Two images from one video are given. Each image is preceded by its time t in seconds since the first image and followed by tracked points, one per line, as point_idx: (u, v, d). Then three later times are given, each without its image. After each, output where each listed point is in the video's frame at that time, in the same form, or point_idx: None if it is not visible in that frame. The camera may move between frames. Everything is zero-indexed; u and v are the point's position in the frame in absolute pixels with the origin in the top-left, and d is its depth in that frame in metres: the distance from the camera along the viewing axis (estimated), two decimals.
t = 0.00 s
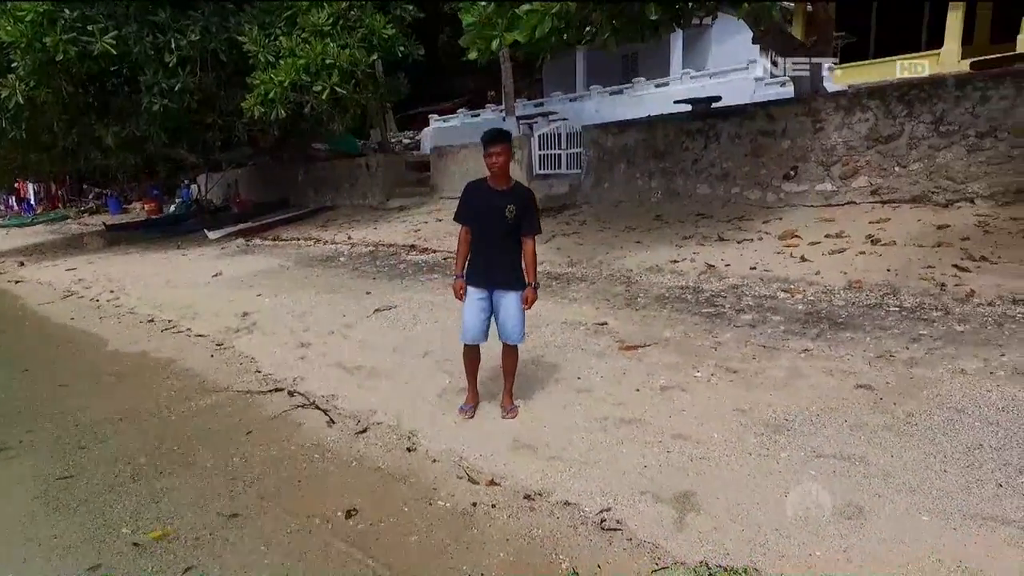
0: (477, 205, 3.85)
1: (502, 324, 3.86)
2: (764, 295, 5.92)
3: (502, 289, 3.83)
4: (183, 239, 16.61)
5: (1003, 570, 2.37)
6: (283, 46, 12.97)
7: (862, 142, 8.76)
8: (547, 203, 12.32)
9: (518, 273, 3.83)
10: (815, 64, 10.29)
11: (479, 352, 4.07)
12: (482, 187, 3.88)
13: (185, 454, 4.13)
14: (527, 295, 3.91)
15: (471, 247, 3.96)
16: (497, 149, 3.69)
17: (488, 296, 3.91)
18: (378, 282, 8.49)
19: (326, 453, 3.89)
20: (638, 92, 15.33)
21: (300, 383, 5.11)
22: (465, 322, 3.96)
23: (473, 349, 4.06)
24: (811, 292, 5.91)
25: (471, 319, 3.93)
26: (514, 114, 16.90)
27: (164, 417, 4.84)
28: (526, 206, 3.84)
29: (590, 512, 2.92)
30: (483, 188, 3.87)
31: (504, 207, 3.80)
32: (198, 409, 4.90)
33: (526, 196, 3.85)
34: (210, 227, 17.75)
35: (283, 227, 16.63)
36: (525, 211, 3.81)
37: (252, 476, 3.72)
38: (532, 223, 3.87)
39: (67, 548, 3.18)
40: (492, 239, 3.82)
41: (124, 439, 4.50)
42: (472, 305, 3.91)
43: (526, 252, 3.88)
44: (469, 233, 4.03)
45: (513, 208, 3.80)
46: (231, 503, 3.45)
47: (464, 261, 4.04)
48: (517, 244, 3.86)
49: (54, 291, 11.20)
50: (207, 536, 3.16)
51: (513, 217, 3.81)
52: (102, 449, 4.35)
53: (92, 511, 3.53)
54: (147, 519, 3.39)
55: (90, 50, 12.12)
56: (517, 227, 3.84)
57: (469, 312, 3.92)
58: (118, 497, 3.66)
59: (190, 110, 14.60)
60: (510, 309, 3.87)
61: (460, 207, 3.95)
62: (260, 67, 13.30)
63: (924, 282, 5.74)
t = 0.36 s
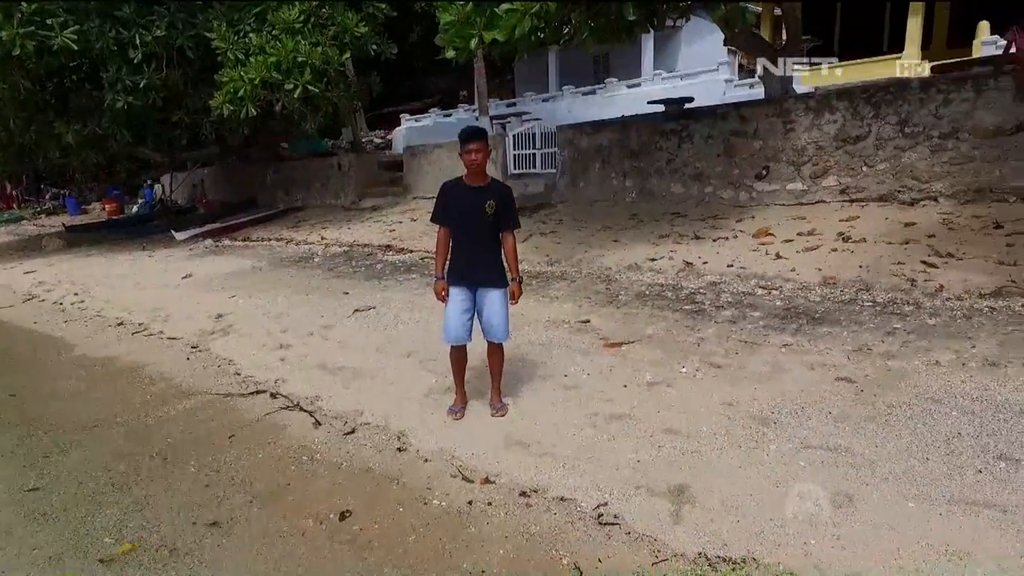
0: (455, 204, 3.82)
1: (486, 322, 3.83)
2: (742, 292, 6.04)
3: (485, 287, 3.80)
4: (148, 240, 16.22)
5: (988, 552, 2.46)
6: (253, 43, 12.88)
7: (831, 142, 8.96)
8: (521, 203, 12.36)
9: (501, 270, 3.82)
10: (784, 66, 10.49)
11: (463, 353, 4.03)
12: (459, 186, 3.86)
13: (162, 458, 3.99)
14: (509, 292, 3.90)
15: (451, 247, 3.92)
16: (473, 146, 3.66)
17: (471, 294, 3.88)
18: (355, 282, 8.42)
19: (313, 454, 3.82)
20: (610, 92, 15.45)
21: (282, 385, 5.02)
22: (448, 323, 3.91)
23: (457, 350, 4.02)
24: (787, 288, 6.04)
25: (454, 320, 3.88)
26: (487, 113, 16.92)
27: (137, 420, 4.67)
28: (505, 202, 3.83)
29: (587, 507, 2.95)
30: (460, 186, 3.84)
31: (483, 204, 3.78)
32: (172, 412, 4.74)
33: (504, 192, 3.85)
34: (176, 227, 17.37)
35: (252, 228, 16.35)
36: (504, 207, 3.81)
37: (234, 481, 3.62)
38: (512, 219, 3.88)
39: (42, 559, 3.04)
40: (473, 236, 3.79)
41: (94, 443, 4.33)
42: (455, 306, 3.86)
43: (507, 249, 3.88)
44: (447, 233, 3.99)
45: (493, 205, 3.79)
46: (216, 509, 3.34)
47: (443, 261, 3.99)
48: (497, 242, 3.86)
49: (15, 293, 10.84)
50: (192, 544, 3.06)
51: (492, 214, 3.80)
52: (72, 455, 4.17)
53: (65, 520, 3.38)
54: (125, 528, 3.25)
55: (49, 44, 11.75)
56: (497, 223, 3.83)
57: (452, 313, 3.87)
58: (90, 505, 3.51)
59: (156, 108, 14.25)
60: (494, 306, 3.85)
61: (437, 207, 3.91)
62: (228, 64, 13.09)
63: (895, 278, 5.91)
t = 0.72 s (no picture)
0: (433, 202, 3.80)
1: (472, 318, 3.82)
2: (721, 288, 6.14)
3: (469, 283, 3.80)
4: (112, 241, 15.79)
5: (972, 532, 2.55)
6: (222, 39, 12.72)
7: (801, 142, 9.14)
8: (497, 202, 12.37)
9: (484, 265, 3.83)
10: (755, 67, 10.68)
11: (449, 351, 4.02)
12: (434, 184, 3.83)
13: (141, 463, 3.87)
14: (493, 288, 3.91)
15: (430, 247, 3.89)
16: (450, 143, 3.65)
17: (455, 292, 3.87)
18: (332, 282, 8.31)
19: (301, 453, 3.77)
20: (582, 92, 15.55)
21: (265, 385, 4.93)
22: (432, 322, 3.88)
23: (442, 349, 4.01)
24: (764, 284, 6.16)
25: (438, 319, 3.86)
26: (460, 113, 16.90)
27: (112, 424, 4.52)
28: (483, 198, 3.85)
29: (584, 499, 2.97)
30: (436, 184, 3.82)
31: (463, 200, 3.78)
32: (148, 415, 4.60)
33: (482, 188, 3.86)
34: (142, 228, 16.96)
35: (221, 228, 16.05)
36: (483, 202, 3.82)
37: (220, 482, 3.54)
38: (491, 213, 3.89)
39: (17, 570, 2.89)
40: (455, 234, 3.78)
41: (67, 449, 4.17)
42: (439, 304, 3.84)
43: (487, 244, 3.89)
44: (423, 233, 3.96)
45: (473, 201, 3.80)
46: (202, 512, 3.26)
47: (422, 261, 3.96)
48: (478, 237, 3.86)
49: None
50: (181, 547, 2.99)
51: (472, 209, 3.80)
52: (43, 462, 4.00)
53: (40, 530, 3.23)
54: (106, 535, 3.13)
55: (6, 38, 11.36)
56: (477, 219, 3.84)
57: (437, 312, 3.85)
58: (66, 512, 3.37)
59: (119, 105, 13.89)
60: (479, 302, 3.84)
61: (413, 207, 3.87)
62: (196, 61, 12.86)
63: (867, 273, 6.07)
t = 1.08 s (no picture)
0: (434, 196, 3.81)
1: (475, 312, 3.83)
2: (706, 285, 6.23)
3: (472, 276, 3.80)
4: (85, 242, 15.47)
5: (964, 517, 2.61)
6: (198, 36, 12.52)
7: (779, 142, 9.27)
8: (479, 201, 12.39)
9: (486, 260, 3.85)
10: (733, 68, 10.81)
11: (447, 347, 4.02)
12: (435, 178, 3.85)
13: (130, 466, 3.79)
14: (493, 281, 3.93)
15: (430, 242, 3.88)
16: (453, 136, 3.67)
17: (455, 287, 3.87)
18: (316, 281, 8.26)
19: (296, 452, 3.73)
20: (562, 92, 15.64)
21: (254, 385, 4.87)
22: (433, 317, 3.86)
23: (441, 344, 3.99)
24: (749, 280, 6.25)
25: (440, 313, 3.85)
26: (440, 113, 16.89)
27: (97, 427, 4.42)
28: (484, 192, 3.88)
29: (585, 493, 2.99)
30: (437, 178, 3.83)
31: (465, 194, 3.81)
32: (133, 417, 4.51)
33: (482, 183, 3.89)
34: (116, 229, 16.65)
35: (198, 228, 15.83)
36: (484, 196, 3.85)
37: (214, 483, 3.48)
38: (491, 208, 3.92)
39: None
40: (457, 228, 3.80)
41: (51, 454, 4.06)
42: (441, 298, 3.83)
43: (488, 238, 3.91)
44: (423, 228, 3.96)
45: (474, 195, 3.83)
46: (197, 513, 3.21)
47: (421, 257, 3.95)
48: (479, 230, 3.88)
49: None
50: (178, 550, 2.93)
51: (473, 203, 3.83)
52: (26, 468, 3.89)
53: (27, 539, 3.14)
54: (98, 542, 3.06)
55: None
56: (478, 213, 3.86)
57: (438, 306, 3.83)
58: (54, 521, 3.27)
59: (91, 102, 13.60)
60: (480, 295, 3.85)
61: (414, 202, 3.87)
62: (171, 58, 12.65)
63: (847, 269, 6.20)
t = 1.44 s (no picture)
0: (440, 199, 3.83)
1: (477, 315, 3.86)
2: (695, 284, 6.31)
3: (476, 279, 3.83)
4: (63, 244, 15.22)
5: (957, 508, 2.63)
6: (179, 35, 12.35)
7: (763, 143, 9.37)
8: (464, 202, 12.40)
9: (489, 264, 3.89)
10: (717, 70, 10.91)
11: (446, 350, 4.03)
12: (440, 180, 3.86)
13: (123, 472, 3.73)
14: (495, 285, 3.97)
15: (433, 244, 3.90)
16: (461, 139, 3.70)
17: (457, 290, 3.89)
18: (303, 283, 8.21)
19: (292, 456, 3.70)
20: (546, 93, 15.70)
21: (246, 389, 4.83)
22: (436, 319, 3.88)
23: (441, 347, 4.00)
24: (737, 280, 6.33)
25: (443, 316, 3.86)
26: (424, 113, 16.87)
27: (87, 432, 4.36)
28: (488, 196, 3.92)
29: (585, 491, 3.01)
30: (442, 180, 3.85)
31: (470, 198, 3.84)
32: (123, 422, 4.44)
33: (487, 187, 3.93)
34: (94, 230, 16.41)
35: (179, 230, 15.65)
36: (488, 200, 3.89)
37: (211, 489, 3.45)
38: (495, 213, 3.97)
39: None
40: (462, 231, 3.82)
41: (40, 461, 3.99)
42: (444, 300, 3.84)
43: (490, 241, 3.96)
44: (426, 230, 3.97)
45: (479, 199, 3.87)
46: (196, 519, 3.17)
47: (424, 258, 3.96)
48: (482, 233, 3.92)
49: None
50: (177, 557, 2.90)
51: (479, 206, 3.87)
52: (13, 477, 3.80)
53: (19, 550, 3.07)
54: (95, 551, 3.01)
55: None
56: (483, 217, 3.90)
57: (442, 309, 3.85)
58: (43, 531, 3.20)
59: (68, 101, 13.37)
60: (483, 299, 3.89)
61: (419, 203, 3.87)
62: (151, 57, 12.47)
63: (832, 269, 6.30)
